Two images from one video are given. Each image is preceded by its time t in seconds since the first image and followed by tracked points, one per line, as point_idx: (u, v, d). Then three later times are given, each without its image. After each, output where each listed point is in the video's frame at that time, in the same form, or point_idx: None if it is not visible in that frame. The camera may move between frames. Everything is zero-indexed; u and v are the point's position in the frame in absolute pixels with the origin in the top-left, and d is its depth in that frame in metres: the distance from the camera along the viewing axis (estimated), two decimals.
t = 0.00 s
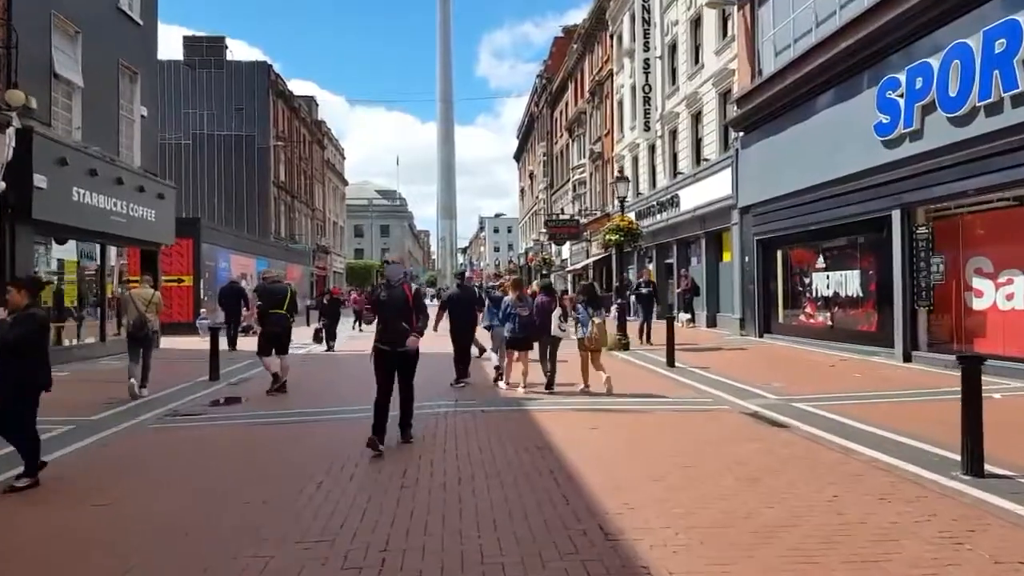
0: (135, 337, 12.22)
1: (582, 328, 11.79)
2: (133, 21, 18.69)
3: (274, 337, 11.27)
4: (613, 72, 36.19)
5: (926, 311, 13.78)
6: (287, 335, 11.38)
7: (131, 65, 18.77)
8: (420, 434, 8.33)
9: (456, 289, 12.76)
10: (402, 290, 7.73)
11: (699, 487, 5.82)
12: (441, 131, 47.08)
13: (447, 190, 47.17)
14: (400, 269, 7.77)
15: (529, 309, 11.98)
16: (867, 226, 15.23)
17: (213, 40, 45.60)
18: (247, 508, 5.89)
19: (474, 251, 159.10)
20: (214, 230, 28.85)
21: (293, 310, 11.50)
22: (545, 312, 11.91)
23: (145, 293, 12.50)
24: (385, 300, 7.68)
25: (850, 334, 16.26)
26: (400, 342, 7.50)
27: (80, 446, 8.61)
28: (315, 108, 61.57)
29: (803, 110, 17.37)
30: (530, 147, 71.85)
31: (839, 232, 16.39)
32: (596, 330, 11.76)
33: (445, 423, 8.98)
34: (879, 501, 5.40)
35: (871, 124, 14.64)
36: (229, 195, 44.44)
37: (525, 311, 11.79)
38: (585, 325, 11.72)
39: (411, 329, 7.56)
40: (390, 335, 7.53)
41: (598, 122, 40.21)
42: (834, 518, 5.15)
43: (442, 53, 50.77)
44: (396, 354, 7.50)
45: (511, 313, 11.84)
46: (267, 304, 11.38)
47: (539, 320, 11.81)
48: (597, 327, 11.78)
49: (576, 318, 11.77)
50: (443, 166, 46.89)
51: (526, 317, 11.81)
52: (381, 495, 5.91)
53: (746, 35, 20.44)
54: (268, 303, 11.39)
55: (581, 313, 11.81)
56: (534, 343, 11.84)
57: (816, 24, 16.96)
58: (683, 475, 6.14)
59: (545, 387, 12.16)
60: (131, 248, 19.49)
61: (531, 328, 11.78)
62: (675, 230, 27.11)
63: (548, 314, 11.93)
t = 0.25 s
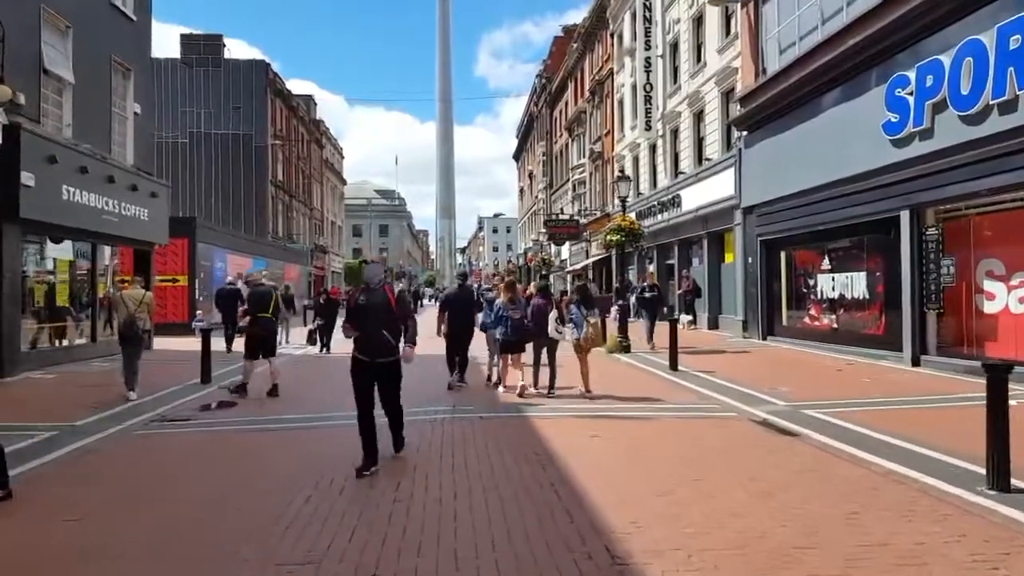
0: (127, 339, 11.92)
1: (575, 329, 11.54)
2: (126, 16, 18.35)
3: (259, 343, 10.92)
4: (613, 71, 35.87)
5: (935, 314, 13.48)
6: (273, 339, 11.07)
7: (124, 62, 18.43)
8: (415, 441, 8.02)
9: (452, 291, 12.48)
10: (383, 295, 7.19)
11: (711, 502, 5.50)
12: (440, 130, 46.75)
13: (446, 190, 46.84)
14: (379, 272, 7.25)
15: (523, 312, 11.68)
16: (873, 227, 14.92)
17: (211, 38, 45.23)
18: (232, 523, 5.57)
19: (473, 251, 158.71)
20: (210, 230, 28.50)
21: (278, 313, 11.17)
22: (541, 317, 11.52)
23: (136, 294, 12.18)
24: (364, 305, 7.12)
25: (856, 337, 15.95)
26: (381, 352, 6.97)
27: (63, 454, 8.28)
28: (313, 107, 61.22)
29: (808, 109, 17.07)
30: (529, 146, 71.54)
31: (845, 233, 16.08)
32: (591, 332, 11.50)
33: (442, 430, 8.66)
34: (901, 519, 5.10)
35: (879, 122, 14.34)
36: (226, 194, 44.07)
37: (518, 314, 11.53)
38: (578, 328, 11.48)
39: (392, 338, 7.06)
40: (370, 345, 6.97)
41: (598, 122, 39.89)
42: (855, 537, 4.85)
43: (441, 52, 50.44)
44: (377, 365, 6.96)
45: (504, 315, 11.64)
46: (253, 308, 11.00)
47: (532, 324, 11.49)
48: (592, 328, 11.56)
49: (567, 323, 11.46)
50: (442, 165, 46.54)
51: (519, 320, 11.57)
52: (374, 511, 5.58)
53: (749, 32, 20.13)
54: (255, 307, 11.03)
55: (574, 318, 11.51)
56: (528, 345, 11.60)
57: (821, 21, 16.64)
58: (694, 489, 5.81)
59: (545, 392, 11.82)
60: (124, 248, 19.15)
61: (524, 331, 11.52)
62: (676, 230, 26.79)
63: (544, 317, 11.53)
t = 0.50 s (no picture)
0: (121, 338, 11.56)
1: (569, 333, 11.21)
2: (120, 9, 17.97)
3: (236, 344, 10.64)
4: (614, 68, 35.51)
5: (947, 315, 13.13)
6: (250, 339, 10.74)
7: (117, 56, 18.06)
8: (413, 447, 7.66)
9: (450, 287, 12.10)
10: (366, 294, 5.81)
11: (729, 518, 5.13)
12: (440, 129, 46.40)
13: (445, 189, 46.48)
14: (365, 265, 5.87)
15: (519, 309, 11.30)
16: (883, 225, 14.57)
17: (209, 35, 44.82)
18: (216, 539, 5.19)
19: (472, 251, 158.35)
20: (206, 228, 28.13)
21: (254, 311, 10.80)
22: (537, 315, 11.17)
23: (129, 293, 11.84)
24: (342, 305, 5.75)
25: (864, 338, 15.59)
26: (354, 362, 5.65)
27: (44, 461, 7.91)
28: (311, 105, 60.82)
29: (816, 104, 16.70)
30: (529, 145, 71.16)
31: (853, 232, 15.72)
32: (586, 334, 11.21)
33: (441, 436, 8.30)
34: (934, 537, 4.76)
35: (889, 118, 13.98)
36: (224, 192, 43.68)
37: (511, 310, 11.16)
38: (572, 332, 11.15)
39: (370, 346, 5.69)
40: (345, 352, 5.66)
41: (599, 120, 39.53)
42: (886, 557, 4.50)
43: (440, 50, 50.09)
44: (349, 377, 5.66)
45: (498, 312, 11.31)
46: (229, 308, 10.70)
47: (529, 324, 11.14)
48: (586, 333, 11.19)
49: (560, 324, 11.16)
50: (441, 164, 46.18)
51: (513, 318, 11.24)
52: (368, 526, 5.22)
53: (754, 27, 19.76)
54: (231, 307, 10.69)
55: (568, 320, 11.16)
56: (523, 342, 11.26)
57: (829, 15, 16.27)
58: (710, 503, 5.45)
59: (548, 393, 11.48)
60: (118, 246, 18.78)
61: (518, 329, 11.16)
62: (678, 229, 26.44)
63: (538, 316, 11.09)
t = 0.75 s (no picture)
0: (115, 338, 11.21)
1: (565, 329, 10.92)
2: (113, 4, 17.64)
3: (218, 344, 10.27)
4: (615, 66, 35.20)
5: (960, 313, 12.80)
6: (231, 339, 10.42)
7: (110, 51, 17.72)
8: (412, 452, 7.32)
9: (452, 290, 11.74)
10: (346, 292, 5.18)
11: (750, 530, 4.81)
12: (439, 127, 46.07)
13: (444, 188, 46.16)
14: (344, 259, 5.23)
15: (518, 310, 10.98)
16: (893, 222, 14.24)
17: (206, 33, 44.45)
18: (202, 552, 4.85)
19: (472, 250, 157.98)
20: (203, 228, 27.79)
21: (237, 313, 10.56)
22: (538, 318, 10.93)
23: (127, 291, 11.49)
24: (320, 306, 5.12)
25: (873, 337, 15.26)
26: (335, 371, 5.02)
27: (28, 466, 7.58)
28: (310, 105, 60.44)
29: (823, 99, 16.38)
30: (528, 144, 70.83)
31: (862, 229, 15.40)
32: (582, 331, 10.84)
33: (442, 440, 7.97)
34: (969, 550, 4.45)
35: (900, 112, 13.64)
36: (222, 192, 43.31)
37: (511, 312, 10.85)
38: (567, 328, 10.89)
39: (352, 351, 5.07)
40: (323, 359, 5.03)
41: (599, 118, 39.21)
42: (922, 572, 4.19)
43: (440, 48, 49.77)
44: (328, 387, 5.03)
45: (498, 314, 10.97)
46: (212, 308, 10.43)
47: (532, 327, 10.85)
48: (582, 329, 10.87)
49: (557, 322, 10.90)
50: (441, 163, 45.87)
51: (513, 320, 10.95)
52: (365, 538, 4.89)
53: (759, 21, 19.45)
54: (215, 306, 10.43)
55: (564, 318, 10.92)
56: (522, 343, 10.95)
57: (836, 7, 15.95)
58: (729, 513, 5.12)
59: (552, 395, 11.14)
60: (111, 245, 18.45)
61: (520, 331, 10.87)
62: (681, 227, 26.13)
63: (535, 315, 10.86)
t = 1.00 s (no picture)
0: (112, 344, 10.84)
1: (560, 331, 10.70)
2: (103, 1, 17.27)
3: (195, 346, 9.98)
4: (615, 64, 34.85)
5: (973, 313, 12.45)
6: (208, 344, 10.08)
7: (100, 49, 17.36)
8: (408, 464, 6.97)
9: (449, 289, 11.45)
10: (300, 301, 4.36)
11: (770, 554, 4.44)
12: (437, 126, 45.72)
13: (443, 188, 45.82)
14: (293, 263, 4.41)
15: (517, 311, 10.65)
16: (902, 220, 13.89)
17: (203, 33, 44.07)
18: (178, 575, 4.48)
19: (471, 251, 157.57)
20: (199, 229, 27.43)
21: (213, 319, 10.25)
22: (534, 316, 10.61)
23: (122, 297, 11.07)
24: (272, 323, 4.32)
25: (881, 338, 14.92)
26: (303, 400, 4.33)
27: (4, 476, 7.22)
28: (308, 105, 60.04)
29: (828, 95, 16.03)
30: (528, 143, 70.46)
31: (870, 228, 15.05)
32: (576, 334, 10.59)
33: (439, 450, 7.62)
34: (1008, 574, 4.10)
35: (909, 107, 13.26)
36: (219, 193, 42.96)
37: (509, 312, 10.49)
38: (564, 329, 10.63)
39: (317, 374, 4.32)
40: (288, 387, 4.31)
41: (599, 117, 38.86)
42: None
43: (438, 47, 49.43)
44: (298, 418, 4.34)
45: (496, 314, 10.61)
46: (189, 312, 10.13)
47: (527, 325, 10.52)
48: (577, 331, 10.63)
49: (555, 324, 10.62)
50: (440, 163, 45.53)
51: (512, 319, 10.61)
52: (354, 562, 4.54)
53: (762, 17, 19.09)
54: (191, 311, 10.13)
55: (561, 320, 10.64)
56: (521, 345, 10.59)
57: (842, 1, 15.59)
58: (746, 534, 4.76)
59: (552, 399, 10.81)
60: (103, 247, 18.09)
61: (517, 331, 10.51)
62: (683, 227, 25.79)
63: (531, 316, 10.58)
